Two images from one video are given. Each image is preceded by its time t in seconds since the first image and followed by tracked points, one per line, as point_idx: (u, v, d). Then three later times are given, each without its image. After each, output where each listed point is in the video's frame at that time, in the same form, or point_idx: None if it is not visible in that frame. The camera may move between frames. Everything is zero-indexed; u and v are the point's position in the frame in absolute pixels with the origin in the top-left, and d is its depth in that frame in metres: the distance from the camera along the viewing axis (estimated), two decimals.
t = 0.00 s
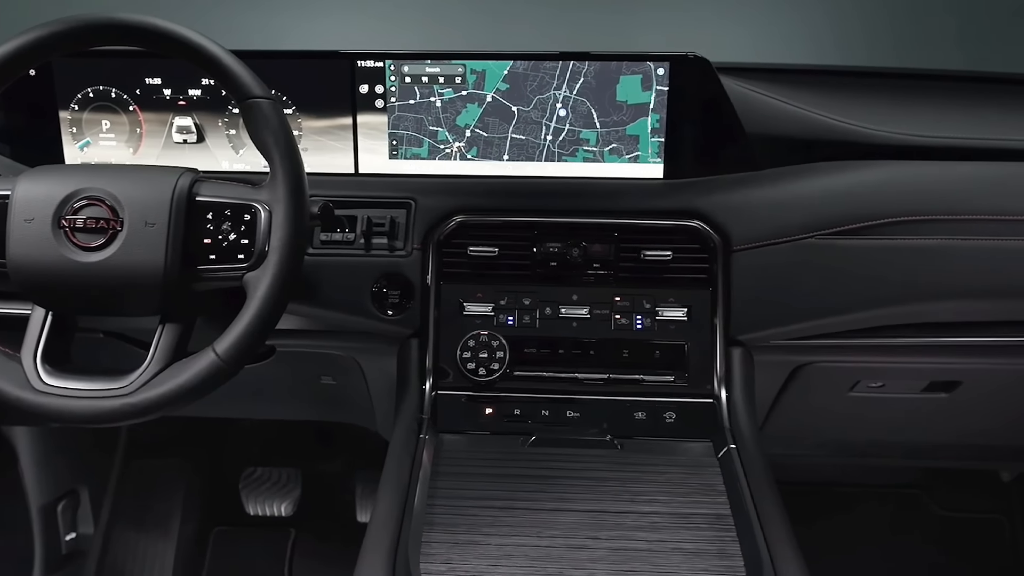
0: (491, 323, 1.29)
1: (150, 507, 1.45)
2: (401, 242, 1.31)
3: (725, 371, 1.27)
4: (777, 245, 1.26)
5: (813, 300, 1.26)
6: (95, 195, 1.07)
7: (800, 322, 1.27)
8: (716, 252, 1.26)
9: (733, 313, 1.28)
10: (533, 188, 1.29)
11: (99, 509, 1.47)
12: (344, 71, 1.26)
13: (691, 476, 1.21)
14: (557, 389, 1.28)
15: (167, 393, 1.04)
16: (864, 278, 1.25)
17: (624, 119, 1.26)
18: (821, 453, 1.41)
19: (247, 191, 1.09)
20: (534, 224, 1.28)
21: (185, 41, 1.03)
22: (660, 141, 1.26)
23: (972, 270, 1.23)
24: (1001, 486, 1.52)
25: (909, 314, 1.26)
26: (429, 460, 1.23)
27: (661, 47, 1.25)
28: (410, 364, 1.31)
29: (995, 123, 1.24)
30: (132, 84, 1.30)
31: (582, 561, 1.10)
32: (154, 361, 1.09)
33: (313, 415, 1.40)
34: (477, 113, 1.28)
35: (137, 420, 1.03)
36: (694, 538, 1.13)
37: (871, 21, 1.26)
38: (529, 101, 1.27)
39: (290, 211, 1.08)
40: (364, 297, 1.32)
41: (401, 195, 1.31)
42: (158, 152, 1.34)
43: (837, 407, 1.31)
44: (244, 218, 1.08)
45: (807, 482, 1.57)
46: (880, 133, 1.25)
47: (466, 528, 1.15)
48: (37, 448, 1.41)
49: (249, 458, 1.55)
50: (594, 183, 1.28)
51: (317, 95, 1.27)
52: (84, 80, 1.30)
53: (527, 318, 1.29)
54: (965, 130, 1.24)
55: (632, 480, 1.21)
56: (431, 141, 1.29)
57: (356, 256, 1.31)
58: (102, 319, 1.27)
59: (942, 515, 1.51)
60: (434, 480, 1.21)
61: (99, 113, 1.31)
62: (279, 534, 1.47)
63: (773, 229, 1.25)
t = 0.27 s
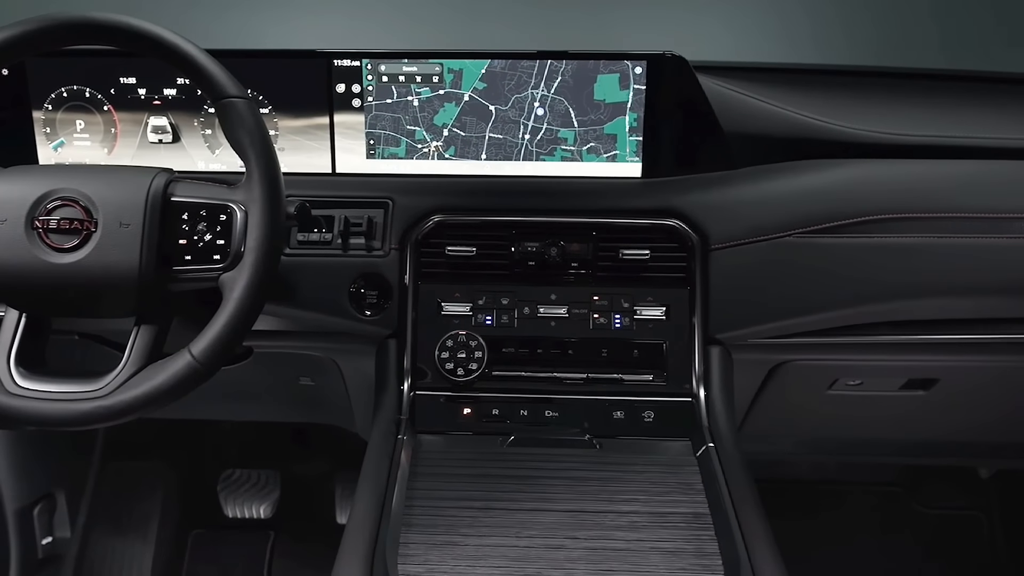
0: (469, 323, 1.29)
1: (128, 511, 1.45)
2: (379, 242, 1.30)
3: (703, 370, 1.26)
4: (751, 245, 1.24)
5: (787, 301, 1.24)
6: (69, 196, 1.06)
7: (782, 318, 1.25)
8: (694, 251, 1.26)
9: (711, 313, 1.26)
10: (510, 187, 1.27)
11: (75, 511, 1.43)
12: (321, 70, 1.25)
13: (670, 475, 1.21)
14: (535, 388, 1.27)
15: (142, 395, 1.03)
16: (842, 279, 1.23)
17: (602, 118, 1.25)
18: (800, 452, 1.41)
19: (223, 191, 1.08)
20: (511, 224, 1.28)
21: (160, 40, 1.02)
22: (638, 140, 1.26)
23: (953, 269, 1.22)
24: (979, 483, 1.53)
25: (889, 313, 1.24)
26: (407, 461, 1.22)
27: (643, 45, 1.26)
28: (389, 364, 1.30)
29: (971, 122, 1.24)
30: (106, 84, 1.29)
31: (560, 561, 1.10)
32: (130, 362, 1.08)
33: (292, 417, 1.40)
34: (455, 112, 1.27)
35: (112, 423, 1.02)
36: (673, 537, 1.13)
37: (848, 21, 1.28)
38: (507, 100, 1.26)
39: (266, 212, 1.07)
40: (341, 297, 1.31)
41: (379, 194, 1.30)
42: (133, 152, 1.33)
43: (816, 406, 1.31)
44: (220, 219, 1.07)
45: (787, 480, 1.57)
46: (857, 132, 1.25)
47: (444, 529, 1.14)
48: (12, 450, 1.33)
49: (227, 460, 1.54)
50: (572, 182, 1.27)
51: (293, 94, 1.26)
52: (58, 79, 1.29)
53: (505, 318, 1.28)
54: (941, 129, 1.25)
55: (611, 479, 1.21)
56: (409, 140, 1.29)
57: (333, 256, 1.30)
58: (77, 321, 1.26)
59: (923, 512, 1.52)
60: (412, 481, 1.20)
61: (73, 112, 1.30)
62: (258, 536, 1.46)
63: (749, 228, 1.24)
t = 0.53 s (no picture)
0: (449, 323, 1.27)
1: (108, 514, 1.43)
2: (360, 242, 1.29)
3: (684, 368, 1.26)
4: (730, 244, 1.24)
5: (768, 300, 1.24)
6: (46, 197, 1.05)
7: (762, 317, 1.25)
8: (675, 250, 1.25)
9: (692, 312, 1.26)
10: (490, 187, 1.27)
11: (53, 515, 1.42)
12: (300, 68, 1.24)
13: (651, 474, 1.20)
14: (517, 388, 1.27)
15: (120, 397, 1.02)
16: (822, 277, 1.23)
17: (582, 117, 1.25)
18: (783, 451, 1.41)
19: (202, 191, 1.06)
20: (492, 223, 1.27)
21: (137, 39, 1.01)
22: (619, 138, 1.26)
23: (934, 267, 1.22)
24: (961, 480, 1.54)
25: (869, 311, 1.24)
26: (387, 463, 1.21)
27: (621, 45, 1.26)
28: (369, 365, 1.29)
29: (952, 121, 1.24)
30: (83, 84, 1.28)
31: (541, 561, 1.10)
32: (109, 364, 1.07)
33: (274, 418, 1.39)
34: (435, 112, 1.27)
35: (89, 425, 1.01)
36: (654, 536, 1.12)
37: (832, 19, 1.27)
38: (487, 99, 1.26)
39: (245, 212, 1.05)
40: (321, 297, 1.30)
41: (359, 194, 1.30)
42: (111, 152, 1.32)
43: (798, 405, 1.31)
44: (199, 219, 1.06)
45: (770, 479, 1.57)
46: (838, 131, 1.24)
47: (425, 530, 1.14)
48: None
49: (207, 463, 1.53)
50: (553, 181, 1.27)
51: (272, 93, 1.26)
52: (34, 78, 1.27)
53: (487, 318, 1.27)
54: (922, 128, 1.24)
55: (592, 479, 1.20)
56: (389, 139, 1.28)
57: (313, 256, 1.29)
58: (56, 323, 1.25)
59: (904, 510, 1.52)
60: (393, 482, 1.20)
61: (50, 112, 1.29)
62: (240, 539, 1.45)
63: (730, 227, 1.24)
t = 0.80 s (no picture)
0: (428, 323, 1.27)
1: (86, 517, 1.42)
2: (337, 242, 1.28)
3: (663, 367, 1.25)
4: (709, 243, 1.23)
5: (746, 299, 1.23)
6: (20, 197, 1.05)
7: (742, 315, 1.24)
8: (654, 249, 1.25)
9: (671, 312, 1.25)
10: (469, 186, 1.26)
11: (31, 519, 1.40)
12: (276, 67, 1.22)
13: (630, 473, 1.20)
14: (496, 387, 1.26)
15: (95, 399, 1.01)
16: (801, 276, 1.22)
17: (561, 116, 1.24)
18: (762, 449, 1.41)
19: (178, 191, 1.05)
20: (470, 223, 1.26)
21: (111, 39, 1.00)
22: (597, 137, 1.24)
23: (914, 265, 1.21)
24: (941, 478, 1.54)
25: (850, 310, 1.23)
26: (366, 464, 1.21)
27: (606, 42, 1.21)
28: (348, 365, 1.28)
29: (929, 119, 1.24)
30: (57, 83, 1.26)
31: (519, 562, 1.09)
32: (85, 365, 1.06)
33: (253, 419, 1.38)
34: (414, 111, 1.26)
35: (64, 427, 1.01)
36: (632, 535, 1.12)
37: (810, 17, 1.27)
38: (465, 98, 1.25)
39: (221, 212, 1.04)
40: (299, 298, 1.29)
41: (337, 194, 1.29)
42: (87, 152, 1.31)
43: (777, 403, 1.31)
44: (175, 219, 1.05)
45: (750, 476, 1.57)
46: (816, 129, 1.24)
47: (403, 531, 1.13)
48: None
49: (186, 465, 1.51)
50: (532, 181, 1.26)
51: (249, 93, 1.25)
52: (7, 78, 1.26)
53: (465, 318, 1.26)
54: (900, 126, 1.25)
55: (570, 478, 1.20)
56: (366, 139, 1.27)
57: (291, 257, 1.29)
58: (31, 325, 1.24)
59: (885, 508, 1.53)
60: (371, 483, 1.19)
61: (24, 112, 1.27)
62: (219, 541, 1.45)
63: (709, 226, 1.23)
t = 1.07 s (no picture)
0: (408, 323, 1.26)
1: (64, 520, 1.41)
2: (316, 242, 1.28)
3: (643, 367, 1.25)
4: (689, 241, 1.23)
5: (727, 297, 1.23)
6: None
7: (723, 313, 1.24)
8: (633, 247, 1.24)
9: (652, 311, 1.25)
10: (449, 186, 1.26)
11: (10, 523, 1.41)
12: (255, 67, 1.22)
13: (610, 472, 1.20)
14: (476, 388, 1.26)
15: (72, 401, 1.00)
16: (782, 274, 1.22)
17: (541, 114, 1.23)
18: (744, 447, 1.41)
19: (155, 191, 1.04)
20: (450, 223, 1.26)
21: (86, 37, 0.99)
22: (577, 137, 1.24)
23: (894, 263, 1.21)
24: (922, 474, 1.56)
25: (831, 308, 1.23)
26: (345, 465, 1.20)
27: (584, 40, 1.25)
28: (328, 366, 1.27)
29: (908, 118, 1.25)
30: (33, 83, 1.25)
31: (499, 562, 1.09)
32: (62, 367, 1.05)
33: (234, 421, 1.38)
34: (393, 110, 1.25)
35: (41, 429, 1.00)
36: (613, 535, 1.12)
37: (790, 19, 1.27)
38: (444, 97, 1.24)
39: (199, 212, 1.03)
40: (278, 298, 1.28)
41: (317, 194, 1.28)
42: (63, 152, 1.30)
43: (758, 403, 1.31)
44: (152, 220, 1.04)
45: (733, 475, 1.57)
46: (796, 128, 1.24)
47: (383, 532, 1.12)
48: None
49: (167, 467, 1.51)
50: (512, 180, 1.26)
51: (227, 92, 1.23)
52: None
53: (445, 318, 1.26)
54: (880, 124, 1.24)
55: (551, 478, 1.20)
56: (346, 138, 1.26)
57: (270, 257, 1.28)
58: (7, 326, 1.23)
59: (866, 505, 1.53)
60: (351, 484, 1.18)
61: None
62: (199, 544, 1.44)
63: (689, 225, 1.23)
